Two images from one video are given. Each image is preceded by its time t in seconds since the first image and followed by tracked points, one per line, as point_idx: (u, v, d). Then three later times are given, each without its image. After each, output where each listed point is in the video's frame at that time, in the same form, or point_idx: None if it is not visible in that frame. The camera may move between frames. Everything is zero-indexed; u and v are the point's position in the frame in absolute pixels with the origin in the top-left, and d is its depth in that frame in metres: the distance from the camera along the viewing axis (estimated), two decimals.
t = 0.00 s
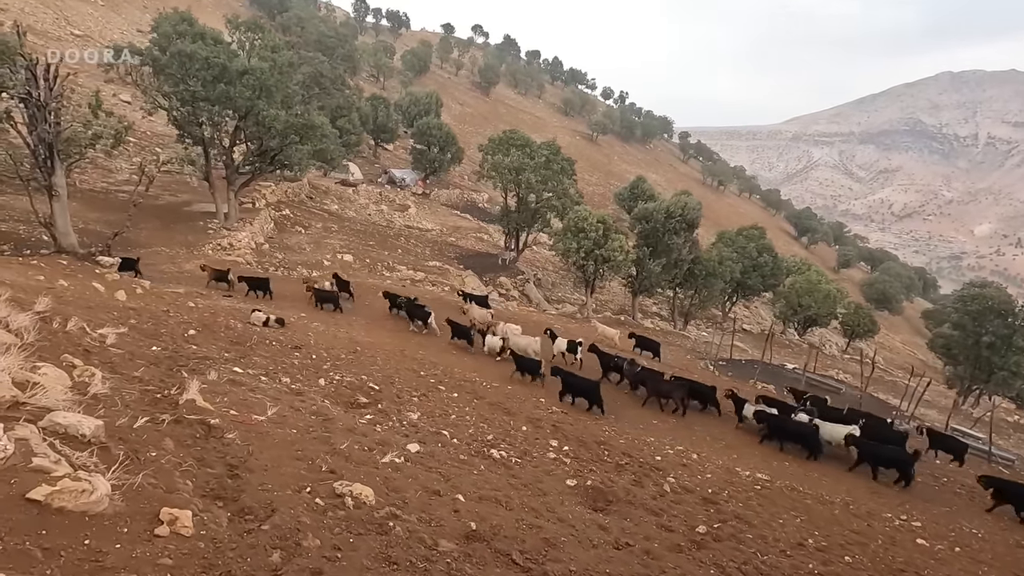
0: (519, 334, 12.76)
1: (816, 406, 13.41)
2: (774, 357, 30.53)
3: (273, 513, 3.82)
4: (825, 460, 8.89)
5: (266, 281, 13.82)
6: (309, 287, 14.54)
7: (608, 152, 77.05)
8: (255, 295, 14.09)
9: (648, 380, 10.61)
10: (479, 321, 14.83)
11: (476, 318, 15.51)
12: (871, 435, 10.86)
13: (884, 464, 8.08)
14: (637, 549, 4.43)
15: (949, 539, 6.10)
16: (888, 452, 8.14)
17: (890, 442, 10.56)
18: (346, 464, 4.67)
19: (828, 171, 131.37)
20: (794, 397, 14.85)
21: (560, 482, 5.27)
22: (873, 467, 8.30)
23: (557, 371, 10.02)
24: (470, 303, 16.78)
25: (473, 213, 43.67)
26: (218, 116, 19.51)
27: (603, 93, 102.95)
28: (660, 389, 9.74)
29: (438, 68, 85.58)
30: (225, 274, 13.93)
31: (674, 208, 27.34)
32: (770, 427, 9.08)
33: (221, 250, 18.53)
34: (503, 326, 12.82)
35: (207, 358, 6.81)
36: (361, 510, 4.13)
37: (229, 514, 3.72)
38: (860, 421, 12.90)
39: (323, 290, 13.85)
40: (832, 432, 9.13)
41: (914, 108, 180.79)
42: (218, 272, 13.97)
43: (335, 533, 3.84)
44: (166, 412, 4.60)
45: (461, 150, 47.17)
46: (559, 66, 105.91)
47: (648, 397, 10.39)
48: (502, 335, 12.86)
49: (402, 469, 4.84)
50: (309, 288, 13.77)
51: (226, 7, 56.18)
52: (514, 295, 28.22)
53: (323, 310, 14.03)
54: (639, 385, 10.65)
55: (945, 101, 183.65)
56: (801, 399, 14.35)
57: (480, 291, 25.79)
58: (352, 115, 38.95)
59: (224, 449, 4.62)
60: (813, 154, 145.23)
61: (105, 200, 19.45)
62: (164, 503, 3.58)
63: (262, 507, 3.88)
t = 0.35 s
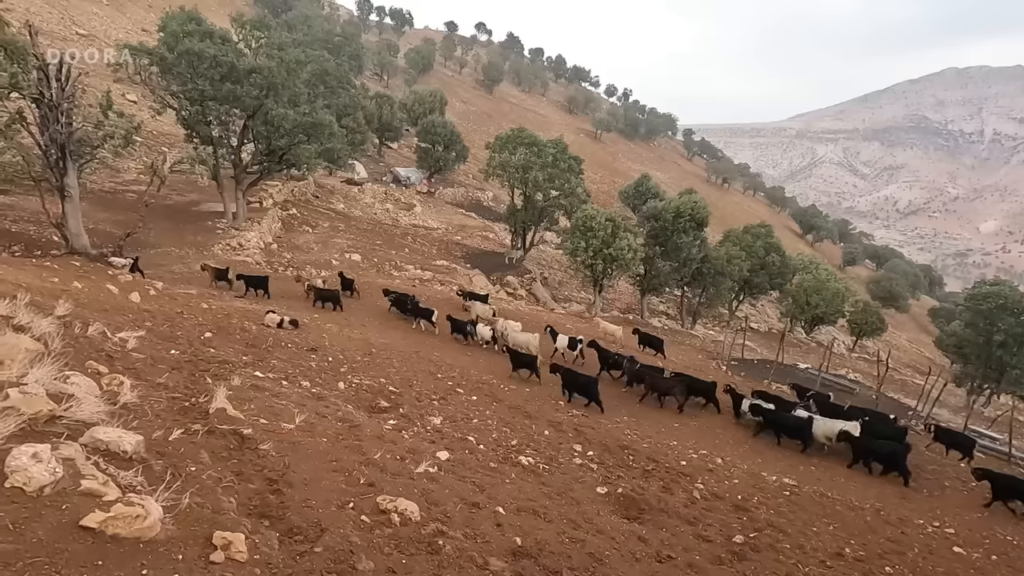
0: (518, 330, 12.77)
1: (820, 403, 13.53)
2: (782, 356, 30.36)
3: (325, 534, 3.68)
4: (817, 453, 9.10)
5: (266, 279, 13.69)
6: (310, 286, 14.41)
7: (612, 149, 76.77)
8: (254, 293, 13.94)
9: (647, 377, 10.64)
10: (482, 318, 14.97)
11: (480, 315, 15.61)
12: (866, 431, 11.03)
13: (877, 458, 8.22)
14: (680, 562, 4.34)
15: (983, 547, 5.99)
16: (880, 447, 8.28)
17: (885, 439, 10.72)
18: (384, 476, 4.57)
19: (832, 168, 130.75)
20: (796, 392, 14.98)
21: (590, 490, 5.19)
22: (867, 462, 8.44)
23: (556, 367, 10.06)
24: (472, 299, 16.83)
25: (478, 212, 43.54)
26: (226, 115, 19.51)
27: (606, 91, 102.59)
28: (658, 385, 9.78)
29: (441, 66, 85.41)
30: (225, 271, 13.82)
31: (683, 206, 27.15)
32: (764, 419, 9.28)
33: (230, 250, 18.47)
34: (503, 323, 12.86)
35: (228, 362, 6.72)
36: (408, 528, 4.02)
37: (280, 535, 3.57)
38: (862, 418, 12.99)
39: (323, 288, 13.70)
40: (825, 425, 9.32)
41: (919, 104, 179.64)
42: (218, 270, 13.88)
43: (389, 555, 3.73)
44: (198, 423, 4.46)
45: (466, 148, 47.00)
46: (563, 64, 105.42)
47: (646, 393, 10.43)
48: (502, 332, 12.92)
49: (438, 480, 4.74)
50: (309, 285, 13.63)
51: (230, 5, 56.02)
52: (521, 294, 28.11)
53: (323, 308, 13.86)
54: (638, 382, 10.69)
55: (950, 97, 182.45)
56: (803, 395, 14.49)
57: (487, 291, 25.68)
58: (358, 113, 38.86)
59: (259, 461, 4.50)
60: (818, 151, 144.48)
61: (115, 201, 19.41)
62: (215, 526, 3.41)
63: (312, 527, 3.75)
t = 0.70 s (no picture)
0: (520, 326, 12.81)
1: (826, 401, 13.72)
2: (792, 355, 30.20)
3: (383, 548, 3.60)
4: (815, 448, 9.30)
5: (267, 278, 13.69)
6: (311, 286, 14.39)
7: (617, 148, 76.52)
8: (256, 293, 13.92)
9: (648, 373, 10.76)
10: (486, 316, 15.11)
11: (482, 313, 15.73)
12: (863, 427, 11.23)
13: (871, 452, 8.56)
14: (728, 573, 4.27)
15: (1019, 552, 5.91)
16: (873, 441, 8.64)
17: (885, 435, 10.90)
18: (426, 485, 4.51)
19: (838, 165, 130.06)
20: (799, 389, 15.02)
21: (624, 496, 5.13)
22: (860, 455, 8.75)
23: (558, 363, 10.18)
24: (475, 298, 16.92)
25: (484, 211, 43.46)
26: (235, 114, 19.74)
27: (611, 88, 102.34)
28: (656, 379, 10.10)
29: (446, 64, 85.31)
30: (226, 271, 13.82)
31: (692, 205, 27.02)
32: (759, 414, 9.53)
33: (241, 250, 18.44)
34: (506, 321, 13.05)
35: (251, 365, 6.66)
36: (462, 540, 3.96)
37: (339, 550, 3.48)
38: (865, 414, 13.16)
39: (324, 287, 13.70)
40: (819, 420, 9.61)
41: (925, 100, 178.30)
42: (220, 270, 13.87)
43: (447, 569, 3.65)
44: (237, 431, 4.39)
45: (472, 147, 46.90)
46: (567, 62, 105.03)
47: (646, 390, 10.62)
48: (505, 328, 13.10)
49: (477, 488, 4.68)
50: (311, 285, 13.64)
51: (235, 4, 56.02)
52: (530, 293, 28.03)
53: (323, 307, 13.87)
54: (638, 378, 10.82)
55: (957, 94, 180.94)
56: (807, 392, 14.57)
57: (496, 290, 25.59)
58: (364, 112, 38.87)
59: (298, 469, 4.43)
60: (823, 148, 143.71)
61: (127, 201, 19.40)
62: (276, 542, 3.32)
63: (369, 540, 3.65)
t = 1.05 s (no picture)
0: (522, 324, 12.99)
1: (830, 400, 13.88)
2: (800, 356, 30.07)
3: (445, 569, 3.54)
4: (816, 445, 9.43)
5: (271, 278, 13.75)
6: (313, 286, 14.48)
7: (621, 147, 76.37)
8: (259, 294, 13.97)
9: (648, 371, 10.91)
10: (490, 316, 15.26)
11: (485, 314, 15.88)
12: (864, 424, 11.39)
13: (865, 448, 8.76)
14: None
15: None
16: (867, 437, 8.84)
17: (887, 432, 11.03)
18: (470, 499, 4.47)
19: (842, 165, 129.55)
20: (802, 388, 15.04)
21: (658, 505, 5.12)
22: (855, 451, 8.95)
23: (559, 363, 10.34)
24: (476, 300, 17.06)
25: (489, 211, 43.43)
26: (246, 115, 19.59)
27: (614, 88, 102.19)
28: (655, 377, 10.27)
29: (450, 64, 85.31)
30: (229, 273, 13.92)
31: (701, 205, 26.86)
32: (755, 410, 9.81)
33: (251, 252, 18.45)
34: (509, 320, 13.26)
35: (274, 370, 6.63)
36: (518, 560, 3.90)
37: (401, 571, 3.42)
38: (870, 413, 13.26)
39: (326, 287, 13.81)
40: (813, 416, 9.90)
41: (930, 99, 177.39)
42: (224, 272, 13.93)
43: None
44: (277, 443, 4.34)
45: (476, 147, 46.85)
46: (571, 62, 104.92)
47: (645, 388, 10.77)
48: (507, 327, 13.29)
49: (518, 500, 4.64)
50: (314, 285, 13.73)
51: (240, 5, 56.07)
52: (537, 294, 27.97)
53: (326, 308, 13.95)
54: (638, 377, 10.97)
55: (962, 92, 179.88)
56: (812, 391, 14.69)
57: (505, 291, 25.54)
58: (370, 112, 38.91)
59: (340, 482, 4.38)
60: (828, 148, 143.16)
61: (138, 203, 19.42)
62: (343, 565, 3.26)
63: (429, 561, 3.60)
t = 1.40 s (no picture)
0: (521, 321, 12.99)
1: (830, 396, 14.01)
2: (805, 355, 29.96)
3: None
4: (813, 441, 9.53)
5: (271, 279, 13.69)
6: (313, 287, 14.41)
7: (623, 146, 76.19)
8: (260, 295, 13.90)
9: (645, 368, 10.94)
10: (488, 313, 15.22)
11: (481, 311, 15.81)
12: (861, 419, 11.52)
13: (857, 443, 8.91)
14: None
15: None
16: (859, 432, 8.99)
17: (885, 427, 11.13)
18: (512, 512, 4.38)
19: (843, 162, 129.27)
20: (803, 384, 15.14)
21: (693, 515, 5.07)
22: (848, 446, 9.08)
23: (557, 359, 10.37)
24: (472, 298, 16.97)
25: (492, 210, 43.31)
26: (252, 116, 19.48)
27: (615, 86, 101.90)
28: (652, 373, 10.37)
29: (451, 63, 85.15)
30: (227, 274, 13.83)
31: (707, 204, 26.68)
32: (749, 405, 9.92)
33: (258, 253, 18.36)
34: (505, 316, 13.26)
35: (292, 375, 6.53)
36: None
37: None
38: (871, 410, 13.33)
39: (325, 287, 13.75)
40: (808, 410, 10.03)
41: (931, 96, 176.88)
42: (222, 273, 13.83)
43: None
44: (313, 455, 4.25)
45: (478, 146, 46.71)
46: (572, 61, 104.68)
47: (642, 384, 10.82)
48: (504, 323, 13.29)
49: (558, 512, 4.57)
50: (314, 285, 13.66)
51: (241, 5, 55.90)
52: (542, 294, 27.86)
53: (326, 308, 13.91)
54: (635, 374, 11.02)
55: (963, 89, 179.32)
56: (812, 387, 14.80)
57: (511, 292, 25.42)
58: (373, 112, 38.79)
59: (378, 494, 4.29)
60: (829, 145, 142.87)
61: (144, 205, 19.33)
62: None
63: None
